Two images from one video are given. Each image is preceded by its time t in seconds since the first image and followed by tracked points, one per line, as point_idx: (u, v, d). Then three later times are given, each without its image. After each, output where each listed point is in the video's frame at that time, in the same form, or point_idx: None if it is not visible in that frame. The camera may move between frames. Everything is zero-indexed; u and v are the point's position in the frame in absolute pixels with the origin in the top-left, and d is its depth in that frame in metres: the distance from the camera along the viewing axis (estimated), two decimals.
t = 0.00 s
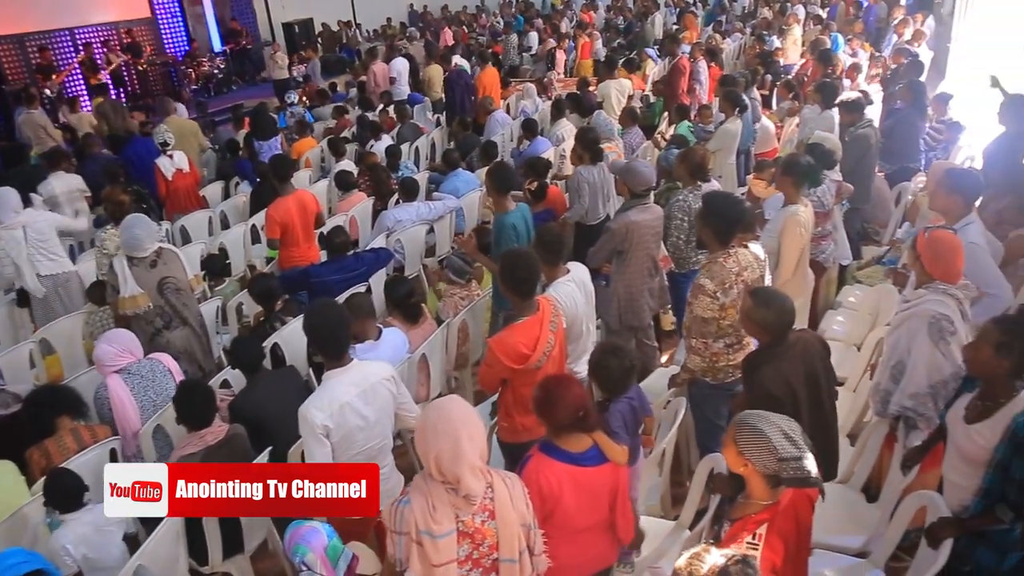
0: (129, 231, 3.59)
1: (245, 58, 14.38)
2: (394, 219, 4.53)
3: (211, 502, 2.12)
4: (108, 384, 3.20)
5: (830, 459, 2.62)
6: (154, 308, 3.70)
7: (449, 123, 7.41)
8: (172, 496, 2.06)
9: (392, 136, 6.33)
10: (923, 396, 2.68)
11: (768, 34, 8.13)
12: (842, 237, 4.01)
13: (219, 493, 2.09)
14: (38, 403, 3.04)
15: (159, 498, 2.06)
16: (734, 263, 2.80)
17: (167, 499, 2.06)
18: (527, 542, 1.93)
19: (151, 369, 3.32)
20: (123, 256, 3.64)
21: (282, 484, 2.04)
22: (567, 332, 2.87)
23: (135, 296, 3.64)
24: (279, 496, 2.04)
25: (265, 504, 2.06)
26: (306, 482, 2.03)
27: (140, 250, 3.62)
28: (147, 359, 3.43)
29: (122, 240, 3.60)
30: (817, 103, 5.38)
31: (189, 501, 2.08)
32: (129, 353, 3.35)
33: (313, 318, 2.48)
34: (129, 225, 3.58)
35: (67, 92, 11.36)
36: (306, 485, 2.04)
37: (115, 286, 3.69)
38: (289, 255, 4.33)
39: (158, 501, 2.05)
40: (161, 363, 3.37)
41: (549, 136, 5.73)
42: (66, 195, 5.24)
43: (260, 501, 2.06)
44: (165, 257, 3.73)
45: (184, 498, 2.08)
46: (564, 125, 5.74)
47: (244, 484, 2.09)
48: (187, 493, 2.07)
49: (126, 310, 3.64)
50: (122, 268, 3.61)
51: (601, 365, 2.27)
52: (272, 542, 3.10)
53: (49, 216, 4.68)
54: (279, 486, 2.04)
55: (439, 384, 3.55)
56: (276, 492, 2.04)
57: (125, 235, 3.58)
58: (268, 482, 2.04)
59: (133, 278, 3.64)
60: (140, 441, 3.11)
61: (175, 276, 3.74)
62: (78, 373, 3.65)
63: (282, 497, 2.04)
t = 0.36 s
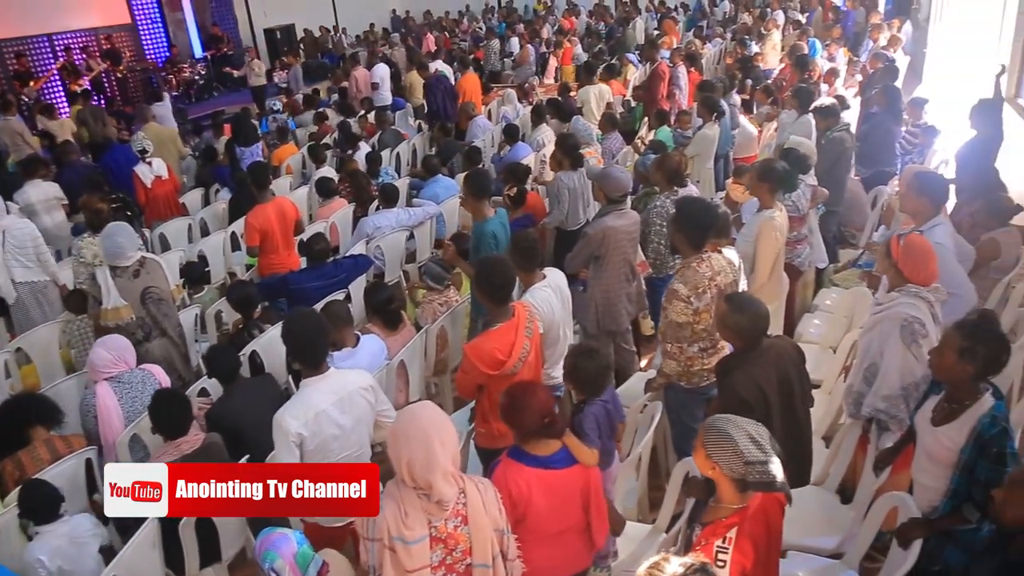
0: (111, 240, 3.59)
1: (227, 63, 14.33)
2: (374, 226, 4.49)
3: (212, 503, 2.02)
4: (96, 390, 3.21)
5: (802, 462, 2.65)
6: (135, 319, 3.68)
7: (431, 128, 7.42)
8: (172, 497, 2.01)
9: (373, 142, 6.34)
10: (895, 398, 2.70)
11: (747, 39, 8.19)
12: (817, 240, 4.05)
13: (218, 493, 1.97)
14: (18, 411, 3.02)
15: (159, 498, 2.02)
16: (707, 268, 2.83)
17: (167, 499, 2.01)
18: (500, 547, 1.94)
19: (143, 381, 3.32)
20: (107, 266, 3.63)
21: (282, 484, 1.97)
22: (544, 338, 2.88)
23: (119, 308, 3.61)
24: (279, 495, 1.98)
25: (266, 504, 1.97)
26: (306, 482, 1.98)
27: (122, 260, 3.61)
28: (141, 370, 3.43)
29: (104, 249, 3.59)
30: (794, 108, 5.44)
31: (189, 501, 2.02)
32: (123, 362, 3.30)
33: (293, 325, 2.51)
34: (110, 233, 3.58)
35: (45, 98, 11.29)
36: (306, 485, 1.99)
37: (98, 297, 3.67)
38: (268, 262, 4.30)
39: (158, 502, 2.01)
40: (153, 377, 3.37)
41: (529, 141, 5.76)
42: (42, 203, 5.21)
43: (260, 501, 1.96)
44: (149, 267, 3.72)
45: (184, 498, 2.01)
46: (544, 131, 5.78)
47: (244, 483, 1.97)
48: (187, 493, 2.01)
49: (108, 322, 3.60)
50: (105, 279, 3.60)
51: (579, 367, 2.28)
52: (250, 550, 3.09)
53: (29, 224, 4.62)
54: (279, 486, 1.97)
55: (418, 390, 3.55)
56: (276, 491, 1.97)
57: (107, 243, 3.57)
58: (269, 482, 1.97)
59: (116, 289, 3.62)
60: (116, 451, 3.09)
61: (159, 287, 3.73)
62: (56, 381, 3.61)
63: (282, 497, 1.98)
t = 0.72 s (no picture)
0: (97, 247, 3.62)
1: (210, 66, 14.25)
2: (355, 229, 4.48)
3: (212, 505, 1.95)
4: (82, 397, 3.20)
5: (779, 463, 2.66)
6: (119, 329, 3.65)
7: (414, 132, 7.42)
8: (172, 496, 1.99)
9: (356, 145, 6.33)
10: (872, 398, 2.71)
11: (729, 42, 8.23)
12: (796, 242, 4.08)
13: (216, 494, 1.92)
14: None
15: (159, 498, 2.01)
16: (685, 270, 2.84)
17: (167, 499, 2.00)
18: (478, 550, 1.94)
19: (130, 391, 3.29)
20: (90, 275, 3.66)
21: (282, 484, 1.95)
22: (522, 340, 2.87)
23: (103, 317, 3.61)
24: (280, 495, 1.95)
25: (266, 505, 1.95)
26: (305, 482, 1.93)
27: (107, 267, 3.64)
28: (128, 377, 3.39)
29: (88, 256, 3.63)
30: (774, 110, 5.47)
31: (188, 501, 1.96)
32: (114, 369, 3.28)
33: (266, 331, 2.50)
34: (96, 240, 3.63)
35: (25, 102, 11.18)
36: (306, 485, 1.94)
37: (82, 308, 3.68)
38: (250, 267, 4.30)
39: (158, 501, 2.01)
40: (140, 387, 3.33)
41: (511, 144, 5.77)
42: (21, 208, 5.16)
43: (261, 501, 1.93)
44: (133, 274, 3.72)
45: (183, 498, 1.97)
46: (526, 133, 5.79)
47: (244, 483, 1.93)
48: (186, 494, 1.96)
49: (93, 331, 3.59)
50: (89, 289, 3.62)
51: (550, 369, 2.29)
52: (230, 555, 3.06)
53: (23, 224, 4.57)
54: (280, 486, 1.95)
55: (398, 394, 3.54)
56: (277, 491, 1.95)
57: (92, 249, 3.62)
58: (269, 482, 1.95)
59: (101, 299, 3.65)
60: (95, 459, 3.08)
61: (143, 294, 3.72)
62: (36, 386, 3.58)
63: (283, 497, 1.95)
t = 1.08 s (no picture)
0: (82, 251, 3.52)
1: (196, 69, 14.17)
2: (341, 232, 4.53)
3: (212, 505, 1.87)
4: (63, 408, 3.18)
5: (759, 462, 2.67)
6: (100, 332, 3.62)
7: (399, 134, 7.41)
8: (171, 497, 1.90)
9: (341, 148, 6.31)
10: (853, 399, 2.72)
11: (714, 44, 8.26)
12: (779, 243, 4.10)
13: (217, 492, 1.86)
14: None
15: (159, 498, 1.94)
16: (668, 272, 2.84)
17: (166, 499, 1.91)
18: (462, 552, 1.94)
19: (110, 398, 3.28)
20: (72, 279, 3.57)
21: (282, 484, 1.87)
22: (506, 342, 2.86)
23: (82, 320, 3.57)
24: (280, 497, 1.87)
25: (267, 505, 1.88)
26: (305, 482, 1.85)
27: (89, 271, 3.54)
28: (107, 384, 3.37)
29: (72, 259, 3.52)
30: (758, 112, 5.50)
31: (187, 502, 1.87)
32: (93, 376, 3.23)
33: (242, 338, 2.50)
34: (81, 244, 3.51)
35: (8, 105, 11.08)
36: (306, 485, 1.86)
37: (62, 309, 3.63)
38: (233, 270, 4.29)
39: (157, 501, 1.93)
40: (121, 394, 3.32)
41: (497, 146, 5.77)
42: (3, 211, 5.10)
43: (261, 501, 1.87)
44: (115, 278, 3.64)
45: (182, 499, 1.88)
46: (511, 135, 5.79)
47: (244, 483, 1.88)
48: (185, 494, 1.87)
49: (72, 334, 3.57)
50: (69, 291, 3.55)
51: (530, 371, 2.30)
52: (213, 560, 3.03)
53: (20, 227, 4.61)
54: (280, 487, 1.88)
55: (383, 397, 3.53)
56: (277, 491, 1.88)
57: (76, 254, 3.51)
58: (269, 483, 1.89)
59: (81, 301, 3.57)
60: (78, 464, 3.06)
61: (123, 298, 3.66)
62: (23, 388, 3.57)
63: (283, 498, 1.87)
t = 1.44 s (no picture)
0: (96, 250, 3.57)
1: (193, 71, 14.17)
2: (339, 234, 4.55)
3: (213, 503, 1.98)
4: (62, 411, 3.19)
5: (757, 464, 2.68)
6: (98, 329, 3.63)
7: (397, 137, 7.41)
8: (172, 496, 2.00)
9: (339, 151, 6.31)
10: (851, 403, 2.73)
11: (710, 48, 8.28)
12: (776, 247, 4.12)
13: (218, 493, 1.96)
14: None
15: (159, 498, 2.03)
16: (666, 276, 2.84)
17: (166, 499, 2.00)
18: (462, 556, 1.96)
19: (110, 402, 3.29)
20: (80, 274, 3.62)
21: (282, 484, 1.96)
22: (505, 346, 2.85)
23: (82, 316, 3.58)
24: (279, 496, 1.97)
25: (266, 505, 1.99)
26: (305, 482, 1.92)
27: (100, 270, 3.60)
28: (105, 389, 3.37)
29: (87, 257, 3.57)
30: (754, 116, 5.51)
31: (187, 501, 1.97)
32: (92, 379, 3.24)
33: (224, 354, 2.48)
34: (96, 244, 3.57)
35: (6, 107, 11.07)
36: (306, 485, 1.93)
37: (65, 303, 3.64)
38: (230, 272, 4.28)
39: (158, 501, 2.02)
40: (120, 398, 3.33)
41: (494, 149, 5.77)
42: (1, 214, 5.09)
43: (261, 501, 1.98)
44: (124, 281, 3.69)
45: (183, 498, 1.98)
46: (509, 139, 5.80)
47: (244, 483, 1.99)
48: (186, 493, 1.97)
49: (70, 328, 3.57)
50: (75, 285, 3.58)
51: (530, 375, 2.29)
52: (212, 563, 3.02)
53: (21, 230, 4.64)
54: (279, 487, 1.97)
55: (382, 400, 3.53)
56: (277, 491, 1.97)
57: (91, 252, 3.56)
58: (268, 483, 1.99)
59: (85, 297, 3.60)
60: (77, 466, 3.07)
61: (126, 302, 3.68)
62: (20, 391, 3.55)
63: (282, 497, 1.97)
